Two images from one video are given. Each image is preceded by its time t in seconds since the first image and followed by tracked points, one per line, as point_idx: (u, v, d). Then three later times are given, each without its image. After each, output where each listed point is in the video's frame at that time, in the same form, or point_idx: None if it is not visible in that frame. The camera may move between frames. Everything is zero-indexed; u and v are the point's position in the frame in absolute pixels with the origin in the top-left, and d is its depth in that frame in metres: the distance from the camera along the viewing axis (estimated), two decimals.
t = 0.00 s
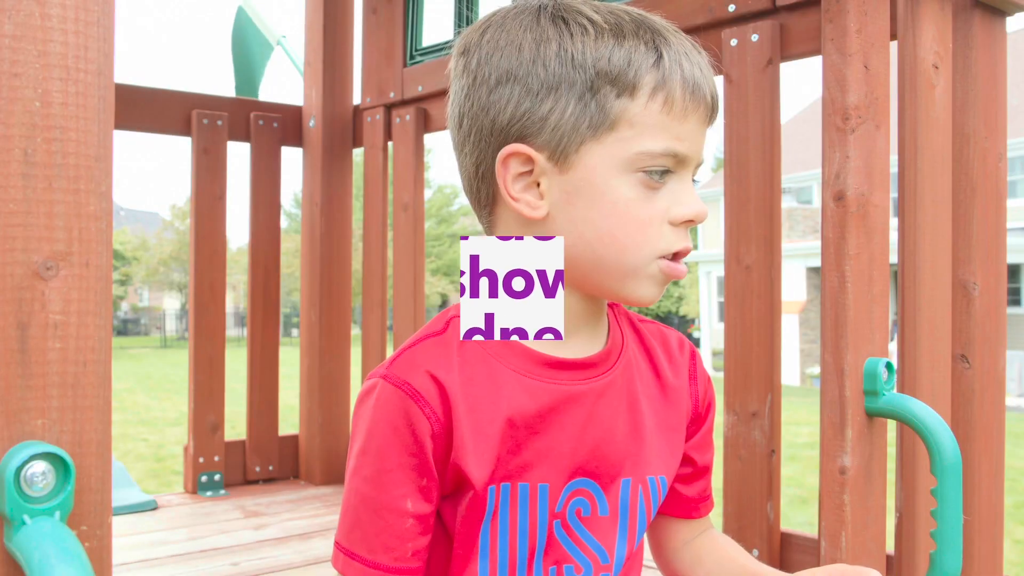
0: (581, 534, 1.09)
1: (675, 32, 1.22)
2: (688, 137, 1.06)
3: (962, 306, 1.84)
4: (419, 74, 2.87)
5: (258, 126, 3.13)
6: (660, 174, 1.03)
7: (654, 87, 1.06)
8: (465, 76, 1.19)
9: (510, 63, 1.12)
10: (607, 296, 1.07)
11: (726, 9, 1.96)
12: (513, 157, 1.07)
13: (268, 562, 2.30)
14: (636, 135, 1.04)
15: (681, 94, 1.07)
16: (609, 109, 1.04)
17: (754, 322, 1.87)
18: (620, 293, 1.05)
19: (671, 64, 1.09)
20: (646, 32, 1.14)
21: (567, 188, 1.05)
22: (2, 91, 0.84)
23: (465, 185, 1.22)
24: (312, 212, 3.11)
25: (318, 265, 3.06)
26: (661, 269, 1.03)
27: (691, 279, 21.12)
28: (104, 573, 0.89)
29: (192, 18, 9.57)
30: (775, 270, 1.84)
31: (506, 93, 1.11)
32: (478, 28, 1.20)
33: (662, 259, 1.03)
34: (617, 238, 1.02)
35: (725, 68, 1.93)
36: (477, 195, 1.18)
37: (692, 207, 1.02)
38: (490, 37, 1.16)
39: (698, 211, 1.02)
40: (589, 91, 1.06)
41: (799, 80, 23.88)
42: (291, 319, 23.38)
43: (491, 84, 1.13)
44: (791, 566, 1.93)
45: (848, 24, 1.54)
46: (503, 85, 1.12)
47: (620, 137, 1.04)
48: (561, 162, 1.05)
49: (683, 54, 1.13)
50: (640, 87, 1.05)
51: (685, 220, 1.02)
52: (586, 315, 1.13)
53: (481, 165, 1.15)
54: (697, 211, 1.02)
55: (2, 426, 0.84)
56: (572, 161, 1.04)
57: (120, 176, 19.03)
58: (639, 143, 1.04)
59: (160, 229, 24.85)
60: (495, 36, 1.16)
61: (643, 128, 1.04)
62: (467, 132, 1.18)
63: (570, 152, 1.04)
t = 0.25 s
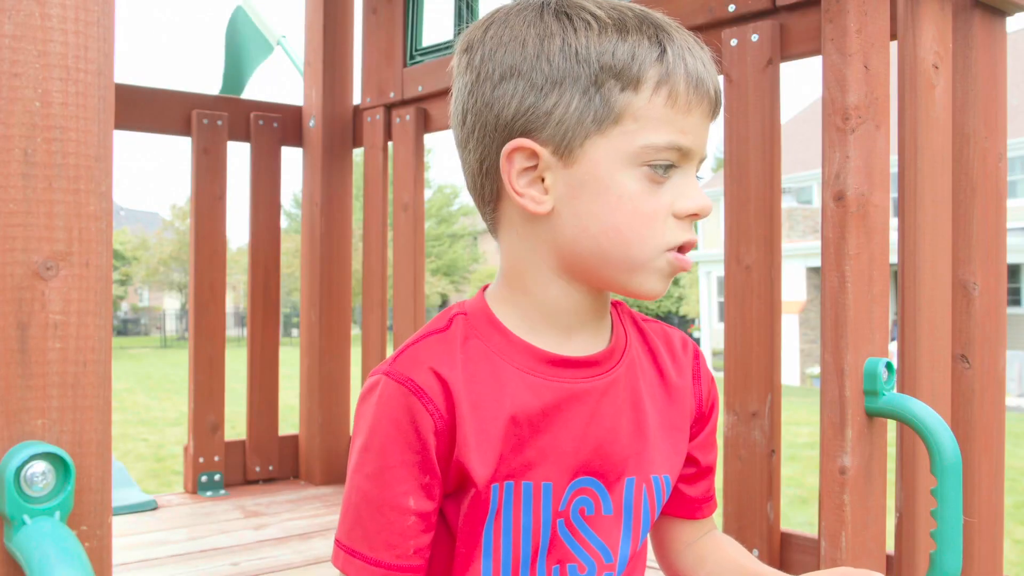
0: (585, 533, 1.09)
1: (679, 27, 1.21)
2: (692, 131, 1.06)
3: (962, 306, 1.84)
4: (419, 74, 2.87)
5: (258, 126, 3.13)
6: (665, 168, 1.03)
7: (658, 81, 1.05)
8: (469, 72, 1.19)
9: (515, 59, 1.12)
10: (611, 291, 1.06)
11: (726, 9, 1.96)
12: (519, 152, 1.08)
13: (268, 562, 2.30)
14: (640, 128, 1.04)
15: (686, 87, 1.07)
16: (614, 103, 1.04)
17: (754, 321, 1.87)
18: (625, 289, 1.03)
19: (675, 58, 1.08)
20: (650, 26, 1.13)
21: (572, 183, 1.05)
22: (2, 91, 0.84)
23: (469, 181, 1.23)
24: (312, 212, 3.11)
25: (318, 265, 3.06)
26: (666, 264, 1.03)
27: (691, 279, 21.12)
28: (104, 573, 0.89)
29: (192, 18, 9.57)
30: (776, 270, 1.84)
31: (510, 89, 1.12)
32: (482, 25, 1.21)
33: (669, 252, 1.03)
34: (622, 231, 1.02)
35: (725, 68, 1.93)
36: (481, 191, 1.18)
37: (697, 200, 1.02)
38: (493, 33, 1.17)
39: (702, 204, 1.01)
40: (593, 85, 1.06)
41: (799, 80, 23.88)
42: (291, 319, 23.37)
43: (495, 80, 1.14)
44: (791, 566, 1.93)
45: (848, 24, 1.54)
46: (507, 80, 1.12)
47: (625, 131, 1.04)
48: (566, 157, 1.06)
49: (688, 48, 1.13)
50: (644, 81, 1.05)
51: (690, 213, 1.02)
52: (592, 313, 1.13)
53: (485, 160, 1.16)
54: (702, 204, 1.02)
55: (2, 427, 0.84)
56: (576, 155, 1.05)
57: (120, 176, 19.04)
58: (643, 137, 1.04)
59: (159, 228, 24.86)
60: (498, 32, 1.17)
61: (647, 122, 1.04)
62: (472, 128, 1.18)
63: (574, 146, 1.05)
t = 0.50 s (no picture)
0: (587, 536, 1.10)
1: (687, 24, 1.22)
2: (702, 131, 1.07)
3: (962, 306, 1.84)
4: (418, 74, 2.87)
5: (258, 126, 3.13)
6: (676, 168, 1.03)
7: (669, 80, 1.06)
8: (475, 71, 1.19)
9: (523, 58, 1.12)
10: (617, 294, 1.07)
11: (726, 9, 1.96)
12: (528, 153, 1.08)
13: (267, 562, 2.29)
14: (651, 128, 1.04)
15: (696, 87, 1.07)
16: (625, 103, 1.05)
17: (754, 321, 1.87)
18: (632, 292, 1.04)
19: (686, 57, 1.09)
20: (660, 24, 1.13)
21: (583, 183, 1.05)
22: (2, 91, 0.84)
23: (474, 181, 1.23)
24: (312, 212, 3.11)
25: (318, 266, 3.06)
26: (675, 266, 1.04)
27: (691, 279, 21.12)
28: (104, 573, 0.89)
29: (192, 17, 9.57)
30: (775, 270, 1.84)
31: (520, 88, 1.11)
32: (488, 22, 1.20)
33: (678, 255, 1.04)
34: (634, 232, 1.02)
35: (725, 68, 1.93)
36: (488, 192, 1.18)
37: (708, 199, 1.03)
38: (500, 32, 1.17)
39: (713, 204, 1.02)
40: (604, 84, 1.07)
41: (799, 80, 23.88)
42: (291, 319, 23.37)
43: (503, 79, 1.14)
44: (791, 566, 1.93)
45: (848, 24, 1.53)
46: (516, 79, 1.12)
47: (636, 130, 1.04)
48: (577, 158, 1.06)
49: (698, 47, 1.13)
50: (655, 81, 1.06)
51: (702, 213, 1.03)
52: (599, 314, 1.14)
53: (493, 161, 1.16)
54: (713, 204, 1.03)
55: (2, 427, 0.84)
56: (587, 156, 1.05)
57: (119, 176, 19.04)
58: (655, 137, 1.04)
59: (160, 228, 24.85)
60: (506, 30, 1.16)
61: (658, 122, 1.05)
62: (478, 128, 1.18)
63: (585, 147, 1.05)
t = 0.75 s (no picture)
0: (588, 538, 1.10)
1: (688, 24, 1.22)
2: (707, 132, 1.07)
3: (962, 306, 1.84)
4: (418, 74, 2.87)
5: (258, 126, 3.13)
6: (682, 171, 1.04)
7: (674, 83, 1.06)
8: (475, 75, 1.18)
9: (525, 62, 1.12)
10: (621, 297, 1.07)
11: (726, 9, 1.96)
12: (533, 159, 1.07)
13: (267, 561, 2.29)
14: (657, 131, 1.05)
15: (701, 88, 1.08)
16: (631, 106, 1.05)
17: (754, 321, 1.87)
18: (637, 295, 1.05)
19: (691, 58, 1.09)
20: (662, 24, 1.13)
21: (588, 188, 1.05)
22: (2, 91, 0.84)
23: (476, 185, 1.23)
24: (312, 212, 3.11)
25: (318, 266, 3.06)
26: (680, 269, 1.04)
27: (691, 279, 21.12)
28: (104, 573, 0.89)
29: (193, 17, 9.57)
30: (775, 270, 1.84)
31: (523, 92, 1.11)
32: (488, 26, 1.20)
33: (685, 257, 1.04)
34: (641, 236, 1.02)
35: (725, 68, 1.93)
36: (490, 197, 1.18)
37: (713, 201, 1.03)
38: (501, 35, 1.16)
39: (719, 206, 1.03)
40: (609, 88, 1.07)
41: (799, 80, 23.87)
42: (291, 319, 23.34)
43: (505, 84, 1.13)
44: (791, 566, 1.93)
45: (848, 24, 1.53)
46: (518, 84, 1.12)
47: (642, 134, 1.05)
48: (582, 163, 1.06)
49: (701, 46, 1.13)
50: (660, 84, 1.06)
51: (709, 215, 1.03)
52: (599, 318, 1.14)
53: (496, 167, 1.15)
54: (718, 205, 1.03)
55: (2, 427, 0.84)
56: (592, 161, 1.05)
57: (120, 176, 19.04)
58: (660, 140, 1.04)
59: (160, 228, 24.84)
60: (507, 33, 1.16)
61: (663, 125, 1.05)
62: (480, 133, 1.18)
63: (590, 152, 1.05)
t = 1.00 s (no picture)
0: (591, 536, 1.09)
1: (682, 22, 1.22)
2: (705, 129, 1.08)
3: (962, 306, 1.84)
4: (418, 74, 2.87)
5: (258, 126, 3.13)
6: (683, 167, 1.05)
7: (673, 82, 1.06)
8: (473, 79, 1.18)
9: (523, 65, 1.12)
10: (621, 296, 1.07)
11: (726, 9, 1.96)
12: (533, 162, 1.07)
13: (267, 562, 2.29)
14: (657, 131, 1.05)
15: (699, 86, 1.08)
16: (630, 107, 1.05)
17: (754, 320, 1.87)
18: (639, 294, 1.05)
19: (688, 56, 1.09)
20: (658, 23, 1.13)
21: (590, 190, 1.05)
22: (2, 91, 0.84)
23: (475, 189, 1.22)
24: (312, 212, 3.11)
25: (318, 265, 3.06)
26: (683, 267, 1.04)
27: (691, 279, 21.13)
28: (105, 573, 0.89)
29: (192, 17, 9.57)
30: (775, 270, 1.84)
31: (521, 96, 1.11)
32: (483, 30, 1.20)
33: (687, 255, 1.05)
34: (644, 235, 1.03)
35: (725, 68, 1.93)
36: (491, 202, 1.18)
37: (715, 198, 1.04)
38: (497, 39, 1.16)
39: (720, 202, 1.03)
40: (608, 89, 1.07)
41: (799, 80, 23.87)
42: (291, 319, 23.33)
43: (503, 88, 1.13)
44: (791, 566, 1.93)
45: (848, 24, 1.53)
46: (516, 87, 1.12)
47: (642, 134, 1.05)
48: (583, 165, 1.06)
49: (697, 45, 1.13)
50: (658, 83, 1.06)
51: (711, 212, 1.04)
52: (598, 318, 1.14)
53: (496, 171, 1.15)
54: (720, 201, 1.04)
55: (1, 427, 0.84)
56: (594, 163, 1.05)
57: (120, 177, 19.04)
58: (661, 139, 1.05)
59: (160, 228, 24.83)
60: (503, 36, 1.16)
61: (663, 124, 1.05)
62: (479, 137, 1.18)
63: (592, 154, 1.05)
